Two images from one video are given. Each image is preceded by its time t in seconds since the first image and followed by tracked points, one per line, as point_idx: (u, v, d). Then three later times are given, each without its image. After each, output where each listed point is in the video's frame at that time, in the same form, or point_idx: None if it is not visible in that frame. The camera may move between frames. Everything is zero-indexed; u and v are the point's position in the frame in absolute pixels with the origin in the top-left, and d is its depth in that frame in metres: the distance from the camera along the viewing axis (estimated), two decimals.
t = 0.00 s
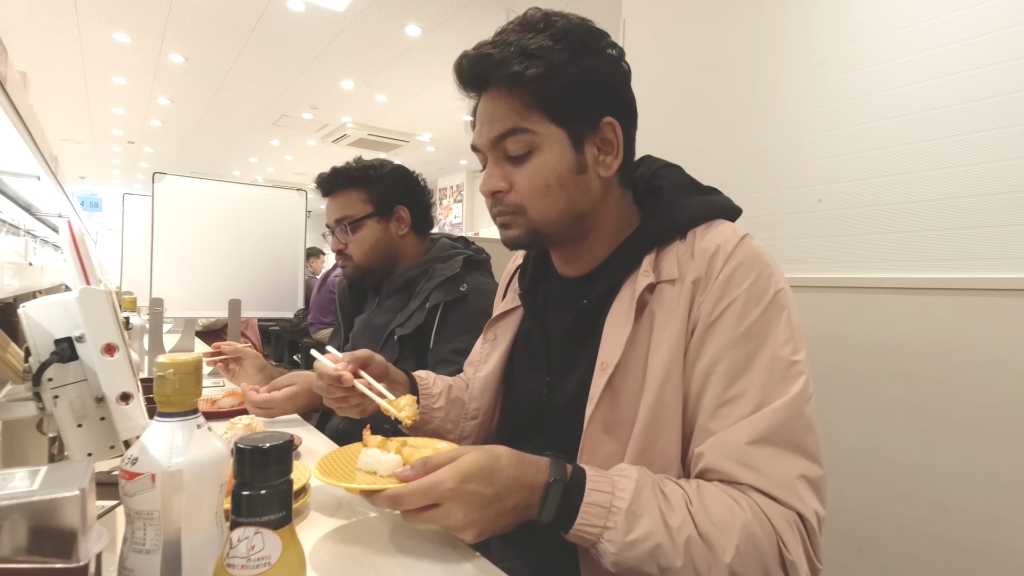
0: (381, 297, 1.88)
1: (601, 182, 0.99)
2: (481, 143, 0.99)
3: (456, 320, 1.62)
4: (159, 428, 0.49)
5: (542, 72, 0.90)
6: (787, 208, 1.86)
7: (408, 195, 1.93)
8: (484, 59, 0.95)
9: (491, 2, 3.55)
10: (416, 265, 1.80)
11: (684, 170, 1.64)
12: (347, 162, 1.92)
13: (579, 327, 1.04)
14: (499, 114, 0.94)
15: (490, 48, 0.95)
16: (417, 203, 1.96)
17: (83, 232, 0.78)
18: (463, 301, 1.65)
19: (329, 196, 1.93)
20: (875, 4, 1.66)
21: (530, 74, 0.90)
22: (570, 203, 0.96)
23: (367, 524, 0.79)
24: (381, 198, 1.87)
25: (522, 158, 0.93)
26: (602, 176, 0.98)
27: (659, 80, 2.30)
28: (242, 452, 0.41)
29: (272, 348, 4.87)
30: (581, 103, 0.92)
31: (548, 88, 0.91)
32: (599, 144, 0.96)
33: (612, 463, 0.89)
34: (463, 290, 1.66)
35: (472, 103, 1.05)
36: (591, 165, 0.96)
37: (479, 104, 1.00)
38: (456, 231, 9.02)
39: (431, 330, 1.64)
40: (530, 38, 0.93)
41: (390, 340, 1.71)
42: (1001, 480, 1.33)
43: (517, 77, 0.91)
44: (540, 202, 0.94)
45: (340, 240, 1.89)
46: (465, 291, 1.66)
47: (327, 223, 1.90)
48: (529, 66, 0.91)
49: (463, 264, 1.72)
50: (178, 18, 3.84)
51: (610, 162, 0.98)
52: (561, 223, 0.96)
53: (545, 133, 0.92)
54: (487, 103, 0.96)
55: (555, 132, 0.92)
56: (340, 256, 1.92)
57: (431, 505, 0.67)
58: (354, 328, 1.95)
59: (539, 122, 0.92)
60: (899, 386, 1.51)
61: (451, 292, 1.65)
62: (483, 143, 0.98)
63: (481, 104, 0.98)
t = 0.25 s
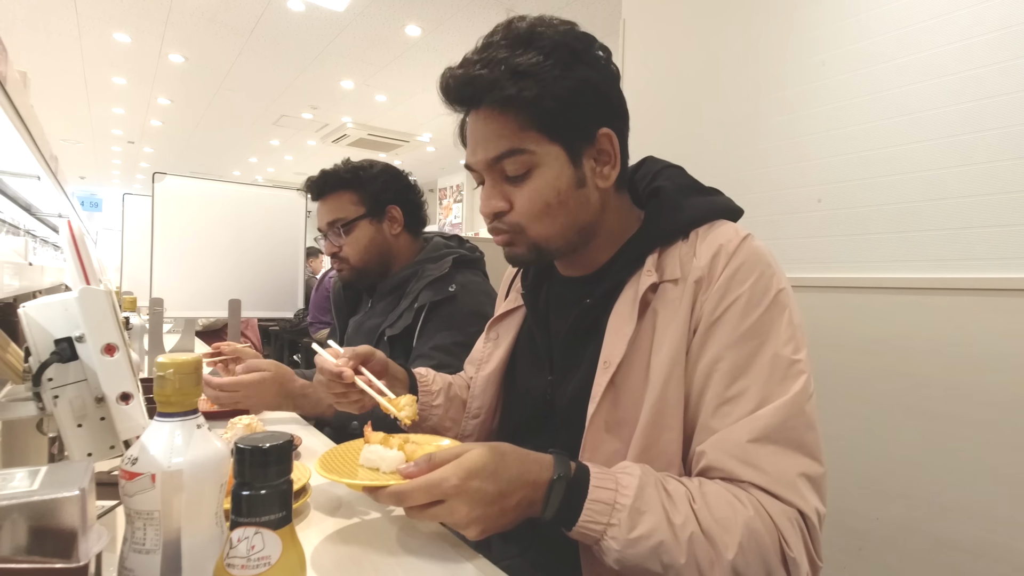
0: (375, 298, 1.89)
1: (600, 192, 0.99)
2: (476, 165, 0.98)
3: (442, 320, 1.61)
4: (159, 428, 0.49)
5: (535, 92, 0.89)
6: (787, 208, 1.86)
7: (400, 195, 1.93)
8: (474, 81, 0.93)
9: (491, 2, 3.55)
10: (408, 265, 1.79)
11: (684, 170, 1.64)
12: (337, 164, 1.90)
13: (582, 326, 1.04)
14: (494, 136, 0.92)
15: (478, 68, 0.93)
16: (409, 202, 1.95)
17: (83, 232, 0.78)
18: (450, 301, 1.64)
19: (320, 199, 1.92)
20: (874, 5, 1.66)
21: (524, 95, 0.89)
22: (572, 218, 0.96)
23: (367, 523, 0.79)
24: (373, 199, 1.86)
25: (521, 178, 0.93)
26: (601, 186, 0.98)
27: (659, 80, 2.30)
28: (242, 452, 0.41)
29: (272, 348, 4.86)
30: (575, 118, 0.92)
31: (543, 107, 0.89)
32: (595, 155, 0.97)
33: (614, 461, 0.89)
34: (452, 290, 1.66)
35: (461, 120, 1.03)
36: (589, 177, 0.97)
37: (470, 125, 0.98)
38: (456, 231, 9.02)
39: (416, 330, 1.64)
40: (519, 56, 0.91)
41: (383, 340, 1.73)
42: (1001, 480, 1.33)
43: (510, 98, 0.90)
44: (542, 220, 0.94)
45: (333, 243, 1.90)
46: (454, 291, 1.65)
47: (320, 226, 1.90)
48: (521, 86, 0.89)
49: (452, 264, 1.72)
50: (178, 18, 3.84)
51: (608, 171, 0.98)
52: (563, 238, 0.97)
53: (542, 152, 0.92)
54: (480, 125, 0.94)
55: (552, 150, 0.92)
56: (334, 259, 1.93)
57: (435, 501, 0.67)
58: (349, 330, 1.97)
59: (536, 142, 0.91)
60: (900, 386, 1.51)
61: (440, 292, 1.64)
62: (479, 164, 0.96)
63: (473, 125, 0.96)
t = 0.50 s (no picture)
0: (368, 298, 1.88)
1: (600, 190, 0.99)
2: (479, 146, 0.97)
3: (433, 319, 1.60)
4: (159, 428, 0.49)
5: (544, 77, 0.89)
6: (787, 208, 1.86)
7: (388, 195, 1.92)
8: (485, 61, 0.93)
9: (491, 2, 3.55)
10: (399, 266, 1.78)
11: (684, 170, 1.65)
12: (325, 165, 1.90)
13: (582, 326, 1.04)
14: (500, 117, 0.92)
15: (491, 49, 0.94)
16: (399, 202, 1.95)
17: (83, 232, 0.78)
18: (441, 301, 1.64)
19: (310, 200, 1.92)
20: (874, 5, 1.66)
21: (534, 79, 0.89)
22: (570, 210, 0.96)
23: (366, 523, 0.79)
24: (361, 199, 1.86)
25: (522, 163, 0.93)
26: (601, 183, 0.98)
27: (659, 80, 2.30)
28: (242, 452, 0.41)
29: (272, 348, 4.87)
30: (582, 109, 0.92)
31: (550, 94, 0.90)
32: (598, 152, 0.97)
33: (613, 461, 0.89)
34: (443, 289, 1.66)
35: (469, 103, 1.03)
36: (590, 172, 0.96)
37: (477, 106, 0.98)
38: (456, 231, 9.02)
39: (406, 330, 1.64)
40: (532, 42, 0.92)
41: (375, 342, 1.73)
42: (1001, 480, 1.33)
43: (519, 80, 0.90)
44: (538, 206, 0.94)
45: (323, 244, 1.90)
46: (444, 290, 1.65)
47: (310, 227, 1.90)
48: (531, 70, 0.90)
49: (443, 263, 1.72)
50: (178, 18, 3.84)
51: (610, 170, 0.98)
52: (560, 230, 0.96)
53: (546, 139, 0.92)
54: (487, 105, 0.94)
55: (557, 139, 0.92)
56: (325, 261, 1.94)
57: (432, 502, 0.67)
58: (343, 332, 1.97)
59: (541, 128, 0.91)
60: (899, 386, 1.51)
61: (430, 291, 1.64)
62: (482, 145, 0.96)
63: (481, 106, 0.96)
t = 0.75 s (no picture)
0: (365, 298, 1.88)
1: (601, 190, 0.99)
2: (481, 144, 0.97)
3: (429, 318, 1.61)
4: (159, 428, 0.49)
5: (548, 77, 0.89)
6: (786, 208, 1.86)
7: (382, 194, 1.92)
8: (489, 59, 0.93)
9: (491, 2, 3.55)
10: (395, 265, 1.78)
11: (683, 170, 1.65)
12: (318, 166, 1.90)
13: (582, 326, 1.04)
14: (503, 115, 0.92)
15: (495, 48, 0.94)
16: (392, 201, 1.95)
17: (83, 232, 0.78)
18: (437, 300, 1.64)
19: (304, 201, 1.93)
20: (875, 5, 1.66)
21: (538, 78, 0.89)
22: (572, 210, 0.95)
23: (365, 522, 0.79)
24: (354, 199, 1.86)
25: (524, 162, 0.93)
26: (603, 183, 0.98)
27: (659, 81, 2.30)
28: (242, 452, 0.41)
29: (272, 348, 4.87)
30: (585, 109, 0.92)
31: (553, 93, 0.90)
32: (600, 151, 0.97)
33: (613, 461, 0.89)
34: (439, 287, 1.66)
35: (472, 102, 1.03)
36: (592, 172, 0.96)
37: (480, 105, 0.98)
38: (456, 231, 9.02)
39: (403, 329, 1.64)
40: (536, 41, 0.92)
41: (372, 341, 1.73)
42: (999, 480, 1.33)
43: (522, 79, 0.90)
44: (540, 205, 0.93)
45: (318, 245, 1.91)
46: (441, 288, 1.65)
47: (305, 228, 1.91)
48: (535, 69, 0.90)
49: (439, 261, 1.72)
50: (178, 18, 3.85)
51: (612, 170, 0.98)
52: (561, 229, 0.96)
53: (549, 138, 0.92)
54: (490, 104, 0.94)
55: (559, 138, 0.92)
56: (320, 262, 1.94)
57: (429, 502, 0.66)
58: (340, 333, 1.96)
59: (544, 127, 0.91)
60: (898, 385, 1.51)
61: (427, 290, 1.64)
62: (484, 144, 0.96)
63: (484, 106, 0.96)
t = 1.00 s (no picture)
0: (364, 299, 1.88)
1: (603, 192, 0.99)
2: (481, 148, 0.97)
3: (429, 316, 1.61)
4: (159, 428, 0.49)
5: (548, 80, 0.89)
6: (786, 208, 1.86)
7: (379, 195, 1.92)
8: (489, 63, 0.93)
9: (491, 3, 3.55)
10: (394, 264, 1.78)
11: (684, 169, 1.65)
12: (316, 167, 1.90)
13: (583, 327, 1.04)
14: (503, 119, 0.92)
15: (493, 52, 0.94)
16: (390, 201, 1.95)
17: (83, 232, 0.78)
18: (437, 298, 1.64)
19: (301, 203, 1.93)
20: (874, 5, 1.66)
21: (537, 81, 0.89)
22: (574, 214, 0.96)
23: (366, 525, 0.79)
24: (352, 199, 1.86)
25: (526, 166, 0.93)
26: (605, 185, 0.98)
27: (659, 81, 2.30)
28: (242, 452, 0.41)
29: (272, 347, 4.87)
30: (585, 112, 0.92)
31: (553, 97, 0.90)
32: (601, 154, 0.97)
33: (614, 461, 0.89)
34: (438, 286, 1.66)
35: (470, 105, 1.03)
36: (593, 174, 0.96)
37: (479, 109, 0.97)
38: (456, 231, 9.02)
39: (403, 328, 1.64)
40: (534, 44, 0.92)
41: (372, 341, 1.72)
42: (1000, 480, 1.33)
43: (522, 83, 0.90)
44: (542, 211, 0.94)
45: (316, 246, 1.91)
46: (440, 287, 1.65)
47: (303, 230, 1.91)
48: (534, 73, 0.90)
49: (438, 260, 1.72)
50: (178, 18, 3.85)
51: (613, 170, 0.98)
52: (564, 232, 0.96)
53: (549, 142, 0.92)
54: (489, 107, 0.94)
55: (560, 142, 0.92)
56: (318, 263, 1.94)
57: (430, 513, 0.66)
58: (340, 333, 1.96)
59: (544, 130, 0.91)
60: (898, 386, 1.51)
61: (426, 288, 1.64)
62: (485, 150, 0.96)
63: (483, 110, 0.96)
